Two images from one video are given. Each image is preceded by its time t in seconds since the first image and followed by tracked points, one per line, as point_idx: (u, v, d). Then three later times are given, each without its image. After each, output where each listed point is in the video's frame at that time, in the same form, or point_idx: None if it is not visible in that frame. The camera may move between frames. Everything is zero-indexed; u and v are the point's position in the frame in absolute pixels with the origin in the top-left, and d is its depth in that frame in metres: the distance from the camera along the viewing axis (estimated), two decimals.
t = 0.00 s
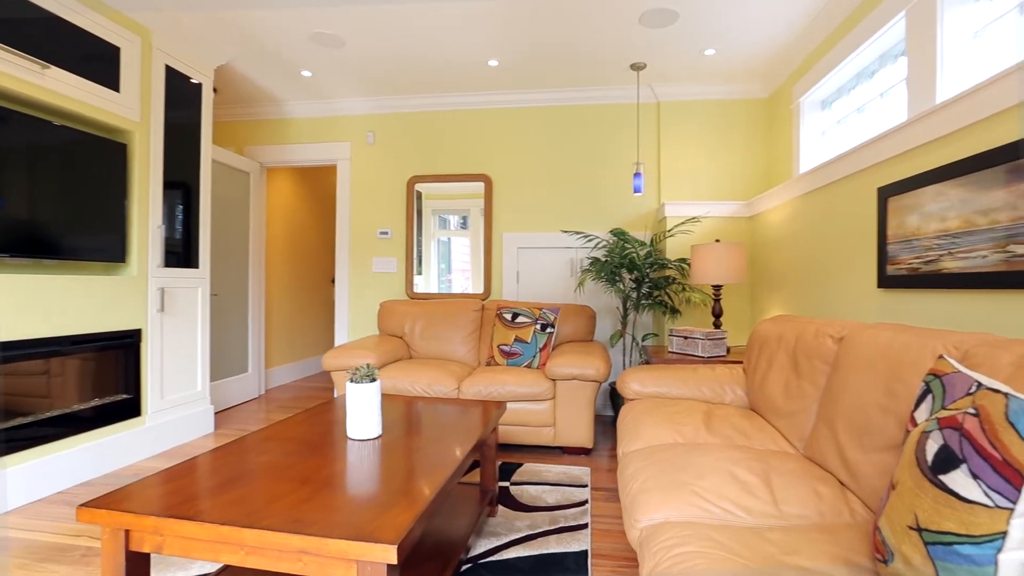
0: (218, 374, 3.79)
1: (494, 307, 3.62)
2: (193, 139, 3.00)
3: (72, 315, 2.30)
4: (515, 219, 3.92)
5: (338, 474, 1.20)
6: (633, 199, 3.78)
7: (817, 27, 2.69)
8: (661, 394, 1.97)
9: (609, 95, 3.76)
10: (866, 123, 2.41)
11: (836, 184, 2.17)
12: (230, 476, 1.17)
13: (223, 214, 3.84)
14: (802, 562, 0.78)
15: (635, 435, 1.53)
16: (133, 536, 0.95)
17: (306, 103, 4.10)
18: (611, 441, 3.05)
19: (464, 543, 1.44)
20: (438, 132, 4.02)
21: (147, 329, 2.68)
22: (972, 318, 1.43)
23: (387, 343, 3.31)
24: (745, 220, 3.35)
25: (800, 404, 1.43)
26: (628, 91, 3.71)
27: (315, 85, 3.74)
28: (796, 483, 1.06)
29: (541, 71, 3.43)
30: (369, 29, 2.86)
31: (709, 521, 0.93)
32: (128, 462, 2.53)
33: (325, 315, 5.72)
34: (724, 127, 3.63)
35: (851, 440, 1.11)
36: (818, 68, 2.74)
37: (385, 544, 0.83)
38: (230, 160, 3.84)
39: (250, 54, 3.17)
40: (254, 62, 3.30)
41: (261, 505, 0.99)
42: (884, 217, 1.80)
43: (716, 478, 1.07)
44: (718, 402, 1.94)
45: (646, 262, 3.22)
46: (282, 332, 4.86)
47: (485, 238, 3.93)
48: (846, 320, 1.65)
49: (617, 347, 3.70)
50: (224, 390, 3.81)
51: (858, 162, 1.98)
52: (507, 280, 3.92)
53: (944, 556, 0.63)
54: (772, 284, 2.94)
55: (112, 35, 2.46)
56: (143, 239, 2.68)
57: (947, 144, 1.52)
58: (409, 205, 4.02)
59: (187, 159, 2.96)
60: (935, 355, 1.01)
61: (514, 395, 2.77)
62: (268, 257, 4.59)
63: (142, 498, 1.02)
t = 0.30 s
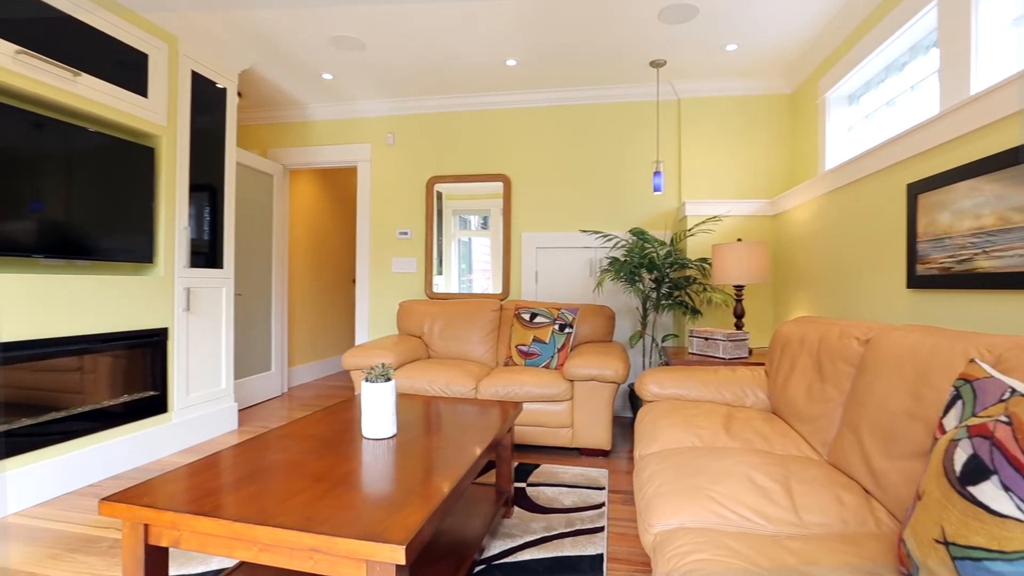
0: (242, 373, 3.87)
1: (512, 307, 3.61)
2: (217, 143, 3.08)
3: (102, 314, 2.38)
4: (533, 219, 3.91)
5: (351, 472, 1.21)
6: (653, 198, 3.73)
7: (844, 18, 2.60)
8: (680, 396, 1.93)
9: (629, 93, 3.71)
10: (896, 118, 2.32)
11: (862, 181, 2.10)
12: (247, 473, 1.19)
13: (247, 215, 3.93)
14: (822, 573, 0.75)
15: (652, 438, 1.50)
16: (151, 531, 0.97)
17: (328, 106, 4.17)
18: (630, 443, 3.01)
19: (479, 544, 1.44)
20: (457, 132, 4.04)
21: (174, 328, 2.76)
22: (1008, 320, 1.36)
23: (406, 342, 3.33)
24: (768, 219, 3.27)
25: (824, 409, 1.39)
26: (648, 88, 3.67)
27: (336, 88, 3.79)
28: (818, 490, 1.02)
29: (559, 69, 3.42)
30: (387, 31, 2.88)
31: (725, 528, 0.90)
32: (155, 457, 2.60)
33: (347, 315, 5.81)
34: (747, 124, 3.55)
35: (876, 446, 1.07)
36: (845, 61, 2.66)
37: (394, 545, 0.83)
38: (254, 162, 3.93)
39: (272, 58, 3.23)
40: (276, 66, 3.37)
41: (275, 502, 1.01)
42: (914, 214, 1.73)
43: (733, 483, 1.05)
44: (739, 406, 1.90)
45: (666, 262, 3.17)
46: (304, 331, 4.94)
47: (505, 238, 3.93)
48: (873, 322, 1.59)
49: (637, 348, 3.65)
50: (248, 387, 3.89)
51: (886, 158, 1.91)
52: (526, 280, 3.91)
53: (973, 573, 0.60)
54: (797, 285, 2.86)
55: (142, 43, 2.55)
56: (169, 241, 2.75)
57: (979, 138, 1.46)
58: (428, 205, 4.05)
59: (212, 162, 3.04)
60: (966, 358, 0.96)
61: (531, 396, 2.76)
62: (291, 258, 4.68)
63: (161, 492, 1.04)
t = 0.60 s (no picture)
0: (267, 371, 3.96)
1: (532, 307, 3.60)
2: (243, 146, 3.16)
3: (132, 313, 2.46)
4: (553, 219, 3.89)
5: (366, 471, 1.22)
6: (675, 197, 3.67)
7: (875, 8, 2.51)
8: (701, 399, 1.89)
9: (651, 91, 3.66)
10: (929, 111, 2.23)
11: (892, 178, 2.02)
12: (264, 470, 1.21)
13: (271, 216, 4.02)
14: None
15: (670, 441, 1.47)
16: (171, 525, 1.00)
17: (350, 108, 4.23)
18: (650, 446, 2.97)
19: (493, 544, 1.43)
20: (476, 133, 4.05)
21: (200, 327, 2.84)
22: None
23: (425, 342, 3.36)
24: (794, 217, 3.18)
25: (851, 414, 1.34)
26: (669, 85, 3.61)
27: (358, 90, 3.85)
28: (842, 499, 0.99)
29: (579, 68, 3.39)
30: (407, 33, 2.91)
31: (743, 536, 0.88)
32: (182, 452, 2.68)
33: (370, 314, 5.88)
34: (773, 120, 3.46)
35: (905, 453, 1.03)
36: (875, 53, 2.56)
37: (403, 545, 0.83)
38: (278, 165, 4.01)
39: (296, 62, 3.29)
40: (299, 70, 3.43)
41: (288, 500, 1.02)
42: (947, 212, 1.66)
43: (752, 489, 1.02)
44: (762, 409, 1.85)
45: (687, 261, 3.11)
46: (328, 330, 5.03)
47: (525, 238, 3.92)
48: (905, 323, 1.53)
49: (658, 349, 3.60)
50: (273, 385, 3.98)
51: (916, 154, 1.84)
52: (545, 280, 3.89)
53: None
54: (824, 285, 2.77)
55: (171, 50, 2.63)
56: (196, 242, 2.83)
57: (1015, 131, 1.39)
58: (448, 206, 4.07)
59: (238, 165, 3.12)
60: (1001, 362, 0.91)
61: (550, 396, 2.75)
62: (314, 258, 4.77)
63: (181, 487, 1.07)
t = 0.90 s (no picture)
0: (292, 369, 4.05)
1: (552, 307, 3.59)
2: (268, 149, 3.23)
3: (162, 312, 2.54)
4: (574, 218, 3.87)
5: (381, 470, 1.23)
6: (698, 195, 3.60)
7: None
8: (723, 402, 1.85)
9: (673, 87, 3.60)
10: (967, 103, 2.14)
11: (925, 174, 1.95)
12: (283, 467, 1.23)
13: (296, 218, 4.10)
14: None
15: (689, 444, 1.44)
16: (192, 519, 1.02)
17: (372, 110, 4.28)
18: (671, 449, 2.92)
19: (509, 545, 1.43)
20: (497, 133, 4.05)
21: (227, 325, 2.91)
22: None
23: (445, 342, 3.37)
24: (823, 215, 3.08)
25: (880, 419, 1.28)
26: (692, 82, 3.55)
27: (380, 92, 3.89)
28: (869, 508, 0.95)
29: (599, 66, 3.36)
30: (427, 35, 2.93)
31: (763, 544, 0.85)
32: (210, 447, 2.75)
33: (392, 314, 5.95)
34: (801, 115, 3.36)
35: (937, 461, 0.98)
36: (909, 43, 2.46)
37: (413, 544, 0.83)
38: (302, 167, 4.09)
39: (319, 65, 3.35)
40: (323, 73, 3.49)
41: (304, 497, 1.03)
42: (985, 208, 1.59)
43: (773, 496, 0.98)
44: (787, 413, 1.79)
45: (710, 261, 3.05)
46: (351, 330, 5.11)
47: (545, 238, 3.91)
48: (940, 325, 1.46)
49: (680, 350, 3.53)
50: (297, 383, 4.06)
51: (951, 148, 1.77)
52: (566, 280, 3.87)
53: None
54: (853, 285, 2.68)
55: (198, 56, 2.71)
56: (223, 243, 2.91)
57: None
58: (469, 206, 4.09)
59: (263, 167, 3.19)
60: None
61: (569, 397, 2.73)
62: (338, 259, 4.85)
63: (203, 482, 1.10)
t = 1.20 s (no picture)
0: (316, 367, 4.13)
1: (572, 307, 3.56)
2: (292, 152, 3.30)
3: (191, 311, 2.62)
4: (595, 218, 3.83)
5: (397, 468, 1.24)
6: (723, 193, 3.52)
7: None
8: (746, 405, 1.80)
9: (696, 84, 3.54)
10: (1008, 93, 2.03)
11: (960, 169, 1.87)
12: (301, 463, 1.25)
13: (320, 219, 4.18)
14: None
15: (710, 448, 1.41)
16: (212, 513, 1.05)
17: (394, 112, 4.33)
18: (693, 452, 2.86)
19: (524, 546, 1.42)
20: (517, 132, 4.05)
21: (253, 324, 2.99)
22: None
23: (466, 341, 3.39)
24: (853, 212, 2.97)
25: (911, 425, 1.23)
26: (716, 77, 3.47)
27: (402, 94, 3.93)
28: (897, 517, 0.91)
29: (621, 63, 3.32)
30: (447, 36, 2.95)
31: (784, 553, 0.82)
32: (236, 443, 2.83)
33: (414, 314, 6.01)
34: (831, 109, 3.25)
35: (973, 470, 0.93)
36: (946, 32, 2.36)
37: (423, 544, 0.83)
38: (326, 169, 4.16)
39: (342, 68, 3.40)
40: (345, 76, 3.55)
41: (319, 494, 1.05)
42: None
43: (795, 502, 0.95)
44: (813, 417, 1.73)
45: (734, 260, 2.98)
46: (374, 329, 5.18)
47: (566, 238, 3.89)
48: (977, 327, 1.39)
49: (703, 351, 3.46)
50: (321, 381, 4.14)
51: (987, 143, 1.69)
52: (587, 280, 3.84)
53: None
54: (885, 284, 2.58)
55: (226, 63, 2.79)
56: (249, 244, 2.98)
57: None
58: (489, 206, 4.10)
59: (287, 169, 3.26)
60: None
61: (589, 398, 2.70)
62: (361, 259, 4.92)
63: (223, 477, 1.12)
